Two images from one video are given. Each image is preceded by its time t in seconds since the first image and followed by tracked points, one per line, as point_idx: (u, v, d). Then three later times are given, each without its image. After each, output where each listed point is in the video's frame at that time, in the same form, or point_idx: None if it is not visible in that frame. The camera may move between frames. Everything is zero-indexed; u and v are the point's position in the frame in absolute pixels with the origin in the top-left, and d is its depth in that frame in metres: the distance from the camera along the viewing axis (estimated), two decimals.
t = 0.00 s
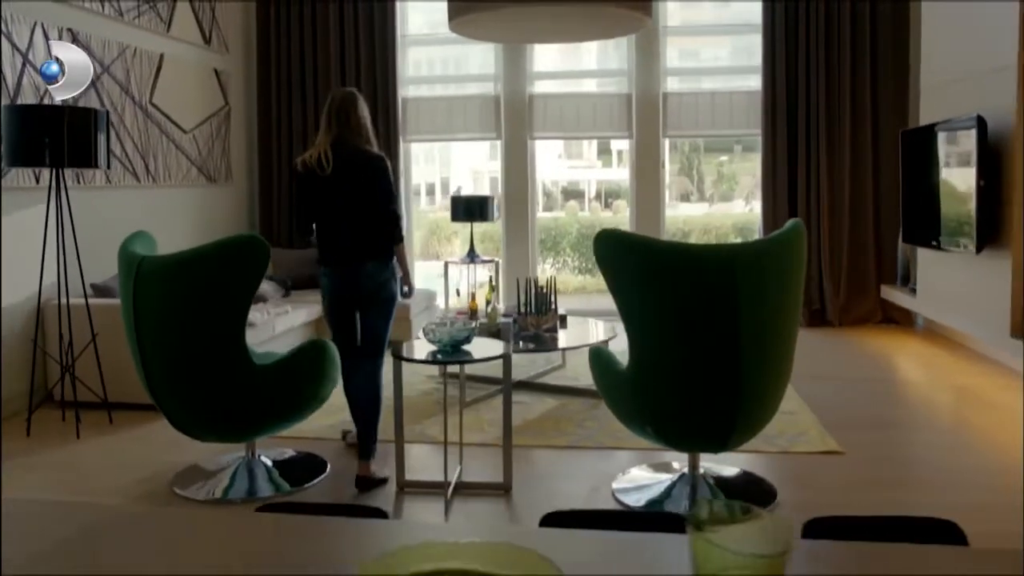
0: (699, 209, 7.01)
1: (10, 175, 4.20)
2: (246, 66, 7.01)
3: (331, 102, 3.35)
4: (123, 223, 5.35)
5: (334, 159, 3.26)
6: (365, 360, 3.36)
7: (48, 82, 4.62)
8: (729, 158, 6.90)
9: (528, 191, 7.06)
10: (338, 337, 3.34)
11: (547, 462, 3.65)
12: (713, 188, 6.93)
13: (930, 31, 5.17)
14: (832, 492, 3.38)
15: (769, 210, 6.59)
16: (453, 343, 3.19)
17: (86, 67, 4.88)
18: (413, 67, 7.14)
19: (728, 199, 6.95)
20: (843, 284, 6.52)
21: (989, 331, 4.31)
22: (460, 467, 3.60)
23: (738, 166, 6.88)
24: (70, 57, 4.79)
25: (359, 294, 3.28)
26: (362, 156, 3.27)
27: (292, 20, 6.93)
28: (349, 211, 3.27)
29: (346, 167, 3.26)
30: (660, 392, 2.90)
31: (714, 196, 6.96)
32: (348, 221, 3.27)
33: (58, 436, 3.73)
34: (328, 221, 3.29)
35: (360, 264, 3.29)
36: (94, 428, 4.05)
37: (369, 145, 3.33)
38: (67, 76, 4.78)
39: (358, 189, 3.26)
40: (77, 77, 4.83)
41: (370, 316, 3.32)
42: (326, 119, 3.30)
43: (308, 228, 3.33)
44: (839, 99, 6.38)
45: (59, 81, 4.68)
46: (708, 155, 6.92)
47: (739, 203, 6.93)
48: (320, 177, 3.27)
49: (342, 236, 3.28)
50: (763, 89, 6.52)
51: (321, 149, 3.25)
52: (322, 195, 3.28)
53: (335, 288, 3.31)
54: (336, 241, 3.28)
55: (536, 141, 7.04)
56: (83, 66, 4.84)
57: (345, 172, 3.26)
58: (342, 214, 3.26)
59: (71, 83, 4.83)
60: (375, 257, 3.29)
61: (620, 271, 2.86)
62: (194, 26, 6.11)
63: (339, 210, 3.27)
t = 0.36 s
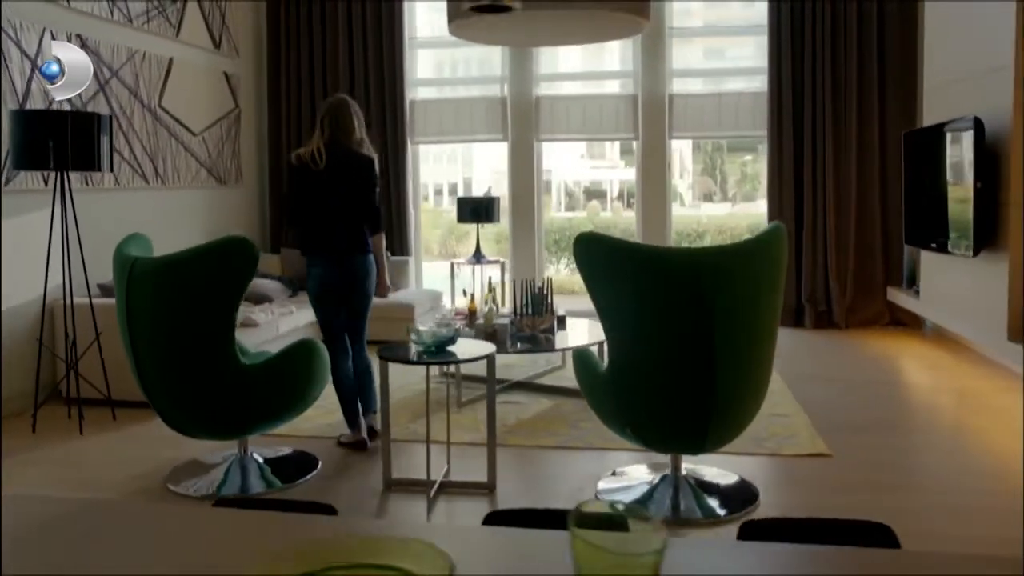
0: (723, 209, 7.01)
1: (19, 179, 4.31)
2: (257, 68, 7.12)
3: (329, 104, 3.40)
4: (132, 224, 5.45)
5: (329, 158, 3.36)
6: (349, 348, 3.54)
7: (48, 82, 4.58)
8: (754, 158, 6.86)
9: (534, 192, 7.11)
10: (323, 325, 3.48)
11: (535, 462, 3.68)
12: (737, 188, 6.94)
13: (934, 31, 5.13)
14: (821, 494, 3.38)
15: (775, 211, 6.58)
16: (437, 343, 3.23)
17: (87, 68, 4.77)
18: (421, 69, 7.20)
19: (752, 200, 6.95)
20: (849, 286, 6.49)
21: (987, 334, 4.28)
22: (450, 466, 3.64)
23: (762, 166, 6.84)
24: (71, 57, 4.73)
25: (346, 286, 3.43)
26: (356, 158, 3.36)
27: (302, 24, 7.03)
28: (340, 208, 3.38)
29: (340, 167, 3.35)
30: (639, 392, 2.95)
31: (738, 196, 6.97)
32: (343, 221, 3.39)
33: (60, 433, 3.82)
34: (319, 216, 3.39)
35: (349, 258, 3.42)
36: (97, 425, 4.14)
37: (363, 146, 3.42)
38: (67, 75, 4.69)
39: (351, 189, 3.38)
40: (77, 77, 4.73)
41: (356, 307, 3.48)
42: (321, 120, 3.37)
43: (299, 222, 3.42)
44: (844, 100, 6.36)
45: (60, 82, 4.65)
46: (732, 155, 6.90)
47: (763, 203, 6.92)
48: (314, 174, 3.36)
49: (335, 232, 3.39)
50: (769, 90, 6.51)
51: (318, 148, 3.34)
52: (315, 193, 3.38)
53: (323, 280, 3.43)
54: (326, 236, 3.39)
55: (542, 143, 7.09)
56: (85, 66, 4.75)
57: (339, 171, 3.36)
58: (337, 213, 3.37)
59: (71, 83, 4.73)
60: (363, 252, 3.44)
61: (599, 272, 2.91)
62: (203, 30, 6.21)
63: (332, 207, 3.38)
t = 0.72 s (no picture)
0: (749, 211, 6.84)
1: (25, 185, 4.44)
2: (265, 75, 7.23)
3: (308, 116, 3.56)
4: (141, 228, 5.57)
5: (315, 167, 3.48)
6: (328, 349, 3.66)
7: (48, 82, 4.75)
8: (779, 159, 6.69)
9: (538, 195, 7.16)
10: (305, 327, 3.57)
11: (521, 463, 3.72)
12: (762, 190, 6.63)
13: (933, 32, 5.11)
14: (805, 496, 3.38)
15: (779, 213, 6.56)
16: (419, 346, 3.28)
17: (85, 67, 4.99)
18: (426, 74, 7.26)
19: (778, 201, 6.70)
20: (854, 288, 6.45)
21: (981, 335, 4.25)
22: (439, 467, 3.69)
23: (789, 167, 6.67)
24: (70, 57, 4.91)
25: (329, 290, 3.57)
26: (341, 169, 3.51)
27: (309, 31, 7.13)
28: (327, 215, 3.52)
29: (329, 175, 3.48)
30: (613, 393, 3.02)
31: (763, 198, 6.69)
32: (331, 229, 3.53)
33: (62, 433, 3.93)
34: (305, 223, 3.50)
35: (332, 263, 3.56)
36: (99, 425, 4.25)
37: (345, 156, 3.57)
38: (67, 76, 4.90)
39: (338, 197, 3.51)
40: (77, 77, 4.94)
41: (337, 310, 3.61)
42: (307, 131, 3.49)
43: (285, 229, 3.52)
44: (848, 100, 6.32)
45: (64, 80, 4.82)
46: (757, 155, 6.72)
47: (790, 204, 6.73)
48: (303, 183, 3.46)
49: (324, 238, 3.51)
50: (772, 91, 6.48)
51: (306, 158, 3.46)
52: (302, 201, 3.49)
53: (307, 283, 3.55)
54: (312, 241, 3.50)
55: (546, 146, 7.12)
56: (84, 66, 4.95)
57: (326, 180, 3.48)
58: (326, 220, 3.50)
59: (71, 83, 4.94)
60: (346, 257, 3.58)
61: (573, 276, 2.98)
62: (210, 37, 6.32)
63: (321, 214, 3.50)
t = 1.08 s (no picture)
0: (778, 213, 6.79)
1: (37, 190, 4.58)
2: (281, 81, 7.35)
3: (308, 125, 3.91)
4: (155, 231, 5.71)
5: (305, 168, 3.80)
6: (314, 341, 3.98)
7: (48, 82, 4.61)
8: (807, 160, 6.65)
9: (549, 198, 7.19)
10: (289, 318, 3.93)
11: (512, 465, 3.74)
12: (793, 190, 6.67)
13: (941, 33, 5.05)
14: (793, 499, 3.37)
15: (790, 218, 6.52)
16: (404, 348, 3.30)
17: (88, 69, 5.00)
18: (438, 79, 7.31)
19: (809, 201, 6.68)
20: (866, 294, 6.38)
21: (984, 341, 4.19)
22: (430, 467, 3.73)
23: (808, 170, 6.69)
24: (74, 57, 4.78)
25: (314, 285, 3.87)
26: (329, 173, 3.80)
27: (323, 37, 7.23)
28: (311, 216, 3.80)
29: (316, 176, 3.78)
30: (590, 394, 3.04)
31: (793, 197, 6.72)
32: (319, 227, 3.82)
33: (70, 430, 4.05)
34: (292, 221, 3.83)
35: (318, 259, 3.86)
36: (107, 423, 4.36)
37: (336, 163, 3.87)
38: (67, 76, 4.81)
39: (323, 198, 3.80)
40: (77, 78, 4.87)
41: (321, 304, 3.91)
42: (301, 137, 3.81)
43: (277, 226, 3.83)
44: (860, 102, 6.26)
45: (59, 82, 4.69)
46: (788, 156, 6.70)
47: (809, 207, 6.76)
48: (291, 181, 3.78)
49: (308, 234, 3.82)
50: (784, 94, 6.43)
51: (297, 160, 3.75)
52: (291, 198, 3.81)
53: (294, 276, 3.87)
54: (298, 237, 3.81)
55: (557, 150, 7.16)
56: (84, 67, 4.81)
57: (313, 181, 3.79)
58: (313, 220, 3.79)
59: (71, 83, 4.88)
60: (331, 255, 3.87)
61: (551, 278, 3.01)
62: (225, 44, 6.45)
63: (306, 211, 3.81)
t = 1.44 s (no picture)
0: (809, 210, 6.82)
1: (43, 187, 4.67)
2: (291, 81, 7.44)
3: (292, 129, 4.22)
4: (162, 229, 5.80)
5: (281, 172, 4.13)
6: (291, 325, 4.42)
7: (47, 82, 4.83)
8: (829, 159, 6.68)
9: (556, 197, 7.20)
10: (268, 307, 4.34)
11: (497, 464, 3.75)
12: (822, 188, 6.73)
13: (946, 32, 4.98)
14: (775, 498, 3.34)
15: (797, 219, 6.47)
16: (385, 346, 3.34)
17: (86, 68, 5.07)
18: (447, 79, 7.37)
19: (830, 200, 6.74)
20: (874, 296, 6.31)
21: (982, 344, 4.12)
22: (417, 464, 3.75)
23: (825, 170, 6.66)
24: (71, 57, 5.00)
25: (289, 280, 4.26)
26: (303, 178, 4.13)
27: (333, 37, 7.30)
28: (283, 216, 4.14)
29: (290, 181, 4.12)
30: (562, 391, 3.07)
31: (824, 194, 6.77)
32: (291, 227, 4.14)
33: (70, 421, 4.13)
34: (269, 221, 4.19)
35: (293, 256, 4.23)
36: (107, 416, 4.44)
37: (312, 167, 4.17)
38: (68, 75, 4.99)
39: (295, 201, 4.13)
40: (78, 77, 5.04)
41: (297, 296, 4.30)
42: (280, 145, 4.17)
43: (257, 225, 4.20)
44: (869, 102, 6.20)
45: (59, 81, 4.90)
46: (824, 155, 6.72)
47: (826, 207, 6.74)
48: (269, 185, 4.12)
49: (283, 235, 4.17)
50: (791, 95, 6.40)
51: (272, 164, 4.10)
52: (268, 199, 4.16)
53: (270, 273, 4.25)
54: (273, 237, 4.17)
55: (565, 150, 7.17)
56: (84, 66, 5.04)
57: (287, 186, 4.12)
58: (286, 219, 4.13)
59: (72, 83, 5.02)
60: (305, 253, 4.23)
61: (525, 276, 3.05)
62: (235, 44, 6.55)
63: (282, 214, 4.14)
